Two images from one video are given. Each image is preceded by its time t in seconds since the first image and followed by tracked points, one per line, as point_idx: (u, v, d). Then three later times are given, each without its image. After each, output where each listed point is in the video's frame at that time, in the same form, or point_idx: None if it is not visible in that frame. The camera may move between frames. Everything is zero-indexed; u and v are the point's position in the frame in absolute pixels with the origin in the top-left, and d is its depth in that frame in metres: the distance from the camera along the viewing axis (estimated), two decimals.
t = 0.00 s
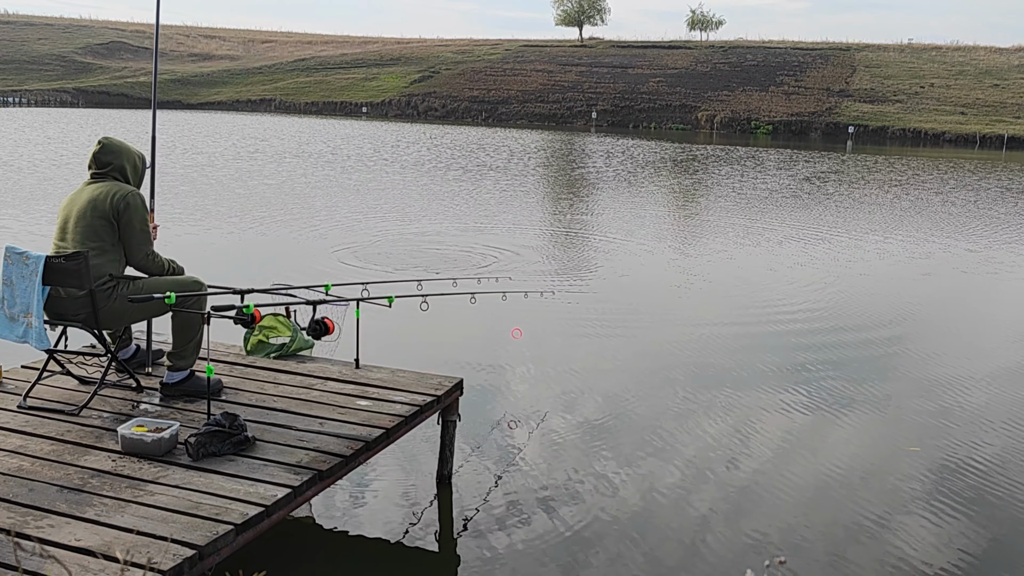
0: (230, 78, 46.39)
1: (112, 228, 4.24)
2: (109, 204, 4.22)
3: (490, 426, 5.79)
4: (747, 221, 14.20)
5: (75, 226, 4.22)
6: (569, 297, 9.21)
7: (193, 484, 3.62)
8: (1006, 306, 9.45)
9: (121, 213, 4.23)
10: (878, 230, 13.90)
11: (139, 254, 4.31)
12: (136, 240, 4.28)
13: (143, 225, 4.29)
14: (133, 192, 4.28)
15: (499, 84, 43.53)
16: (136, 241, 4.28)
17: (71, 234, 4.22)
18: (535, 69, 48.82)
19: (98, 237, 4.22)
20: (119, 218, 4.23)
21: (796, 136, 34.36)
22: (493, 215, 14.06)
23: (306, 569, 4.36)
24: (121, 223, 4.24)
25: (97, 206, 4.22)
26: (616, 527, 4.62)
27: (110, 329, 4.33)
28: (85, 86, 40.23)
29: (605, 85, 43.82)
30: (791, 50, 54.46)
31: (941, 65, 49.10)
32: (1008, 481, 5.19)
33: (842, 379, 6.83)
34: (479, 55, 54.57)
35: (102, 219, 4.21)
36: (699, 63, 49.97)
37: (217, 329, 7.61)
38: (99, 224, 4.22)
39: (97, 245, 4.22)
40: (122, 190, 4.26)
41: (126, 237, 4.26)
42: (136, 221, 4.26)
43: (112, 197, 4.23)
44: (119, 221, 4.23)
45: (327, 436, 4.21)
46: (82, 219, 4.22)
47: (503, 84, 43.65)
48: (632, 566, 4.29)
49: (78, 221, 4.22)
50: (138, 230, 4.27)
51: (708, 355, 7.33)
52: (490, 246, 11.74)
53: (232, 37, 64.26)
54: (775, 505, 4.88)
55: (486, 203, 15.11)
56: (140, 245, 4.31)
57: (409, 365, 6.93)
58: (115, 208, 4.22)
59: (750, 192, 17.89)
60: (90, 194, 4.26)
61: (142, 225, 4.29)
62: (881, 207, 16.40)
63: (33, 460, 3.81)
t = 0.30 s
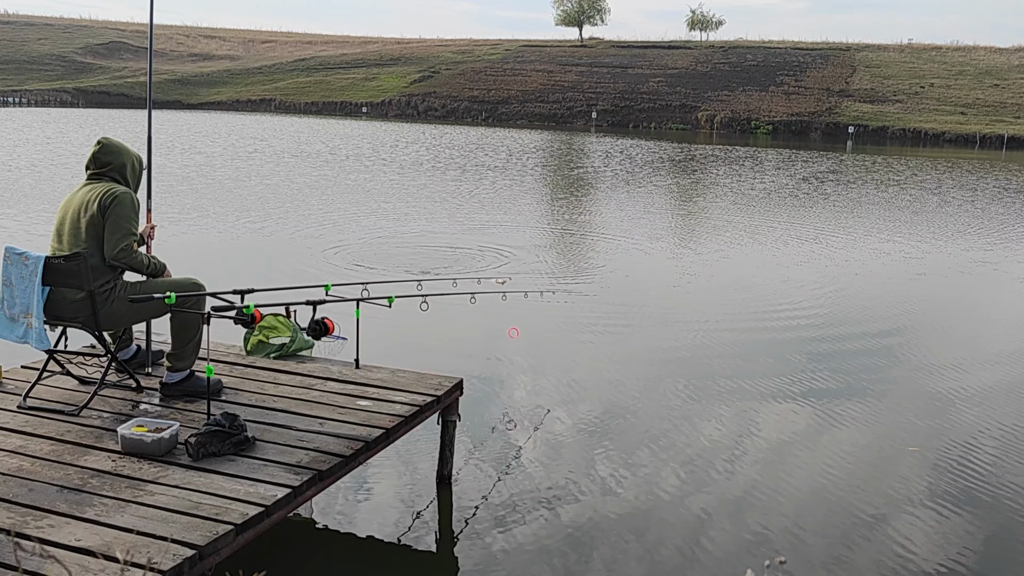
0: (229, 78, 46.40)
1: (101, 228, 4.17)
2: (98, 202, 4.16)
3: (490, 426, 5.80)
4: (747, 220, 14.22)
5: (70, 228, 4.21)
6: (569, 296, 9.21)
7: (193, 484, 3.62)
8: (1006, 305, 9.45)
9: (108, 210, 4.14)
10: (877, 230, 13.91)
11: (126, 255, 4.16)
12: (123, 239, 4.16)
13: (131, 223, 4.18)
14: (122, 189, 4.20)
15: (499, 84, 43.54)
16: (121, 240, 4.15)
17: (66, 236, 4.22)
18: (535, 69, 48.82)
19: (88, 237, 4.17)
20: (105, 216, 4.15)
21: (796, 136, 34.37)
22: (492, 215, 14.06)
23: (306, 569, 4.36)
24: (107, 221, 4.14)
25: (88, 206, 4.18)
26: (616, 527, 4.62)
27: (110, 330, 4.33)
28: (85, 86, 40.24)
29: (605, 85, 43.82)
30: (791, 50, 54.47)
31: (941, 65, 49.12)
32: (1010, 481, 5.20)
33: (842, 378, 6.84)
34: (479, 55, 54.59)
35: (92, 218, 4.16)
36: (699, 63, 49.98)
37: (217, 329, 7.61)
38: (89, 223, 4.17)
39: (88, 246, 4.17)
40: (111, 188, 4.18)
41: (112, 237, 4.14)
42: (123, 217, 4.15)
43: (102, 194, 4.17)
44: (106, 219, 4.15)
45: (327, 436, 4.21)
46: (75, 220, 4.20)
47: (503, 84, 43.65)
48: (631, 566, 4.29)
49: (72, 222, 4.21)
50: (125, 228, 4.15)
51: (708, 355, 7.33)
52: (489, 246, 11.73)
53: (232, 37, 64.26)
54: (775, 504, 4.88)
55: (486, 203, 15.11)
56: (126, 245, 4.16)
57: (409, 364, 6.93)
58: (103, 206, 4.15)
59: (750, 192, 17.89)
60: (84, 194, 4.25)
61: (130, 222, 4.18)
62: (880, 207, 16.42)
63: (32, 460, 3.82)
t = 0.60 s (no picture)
0: (230, 78, 46.40)
1: (107, 229, 4.21)
2: (105, 203, 4.19)
3: (490, 426, 5.80)
4: (747, 220, 14.21)
5: (71, 228, 4.22)
6: (569, 297, 9.22)
7: (193, 484, 3.62)
8: (1005, 305, 9.47)
9: (115, 212, 4.18)
10: (877, 230, 13.90)
11: (136, 256, 4.23)
12: (132, 241, 4.22)
13: (139, 224, 4.23)
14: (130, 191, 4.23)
15: (499, 84, 43.54)
16: (130, 242, 4.21)
17: (68, 236, 4.21)
18: (535, 69, 48.82)
19: (95, 238, 4.20)
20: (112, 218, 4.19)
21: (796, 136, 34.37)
22: (492, 215, 14.06)
23: (306, 569, 4.36)
24: (116, 223, 4.19)
25: (92, 206, 4.20)
26: (615, 527, 4.61)
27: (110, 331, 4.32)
28: (85, 86, 40.24)
29: (605, 85, 43.82)
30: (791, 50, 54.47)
31: (941, 65, 49.12)
32: (1010, 481, 5.21)
33: (841, 378, 6.85)
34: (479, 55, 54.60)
35: (99, 219, 4.19)
36: (699, 63, 49.98)
37: (217, 329, 7.62)
38: (95, 224, 4.20)
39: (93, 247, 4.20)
40: (118, 190, 4.21)
41: (122, 238, 4.20)
42: (131, 219, 4.19)
43: (108, 196, 4.20)
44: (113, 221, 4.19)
45: (326, 437, 4.21)
46: (79, 220, 4.21)
47: (503, 84, 43.64)
48: (631, 566, 4.29)
49: (75, 222, 4.22)
50: (133, 230, 4.21)
51: (709, 355, 7.34)
52: (489, 246, 11.73)
53: (232, 37, 64.28)
54: (775, 504, 4.88)
55: (486, 203, 15.11)
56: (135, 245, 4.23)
57: (409, 364, 6.94)
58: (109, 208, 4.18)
59: (750, 192, 17.89)
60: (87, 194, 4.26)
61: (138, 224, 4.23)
62: (880, 207, 16.42)
63: (32, 460, 3.82)
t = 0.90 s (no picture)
0: (230, 78, 46.40)
1: (108, 229, 4.21)
2: (106, 204, 4.20)
3: (490, 425, 5.80)
4: (747, 220, 14.23)
5: (71, 228, 4.20)
6: (569, 296, 9.23)
7: (193, 484, 3.62)
8: (1005, 305, 9.49)
9: (118, 213, 4.20)
10: (876, 230, 13.91)
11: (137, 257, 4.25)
12: (134, 242, 4.24)
13: (141, 226, 4.26)
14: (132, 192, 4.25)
15: (499, 83, 43.55)
16: (132, 243, 4.23)
17: (69, 236, 4.20)
18: (535, 70, 48.82)
19: (95, 238, 4.20)
20: (115, 218, 4.20)
21: (795, 136, 34.39)
22: (492, 215, 14.06)
23: (305, 569, 4.35)
24: (118, 223, 4.20)
25: (93, 206, 4.20)
26: (615, 527, 4.62)
27: (110, 331, 4.33)
28: (85, 86, 40.24)
29: (605, 85, 43.83)
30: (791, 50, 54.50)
31: (941, 65, 49.13)
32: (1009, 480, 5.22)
33: (840, 378, 6.86)
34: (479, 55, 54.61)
35: (100, 220, 4.19)
36: (699, 63, 49.99)
37: (217, 329, 7.62)
38: (96, 224, 4.19)
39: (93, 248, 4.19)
40: (121, 191, 4.22)
41: (123, 239, 4.22)
42: (133, 221, 4.21)
43: (110, 197, 4.21)
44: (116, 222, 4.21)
45: (326, 437, 4.21)
46: (79, 220, 4.20)
47: (503, 84, 43.67)
48: (630, 565, 4.29)
49: (75, 222, 4.20)
50: (135, 231, 4.23)
51: (709, 355, 7.34)
52: (488, 246, 11.73)
53: (232, 37, 64.29)
54: (775, 505, 4.89)
55: (485, 203, 15.11)
56: (137, 247, 4.25)
57: (409, 364, 6.95)
58: (111, 208, 4.20)
59: (750, 192, 17.89)
60: (88, 194, 4.25)
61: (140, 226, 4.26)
62: (880, 207, 16.43)
63: (32, 460, 3.82)
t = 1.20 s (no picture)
0: (229, 78, 46.41)
1: (100, 227, 4.19)
2: (96, 201, 4.17)
3: (489, 426, 5.80)
4: (746, 220, 14.23)
5: (65, 228, 4.21)
6: (569, 296, 9.22)
7: (193, 484, 3.62)
8: (1005, 305, 9.49)
9: (108, 208, 4.17)
10: (876, 230, 13.91)
11: (132, 256, 4.22)
12: (126, 238, 4.21)
13: (133, 221, 4.22)
14: (123, 188, 4.22)
15: (499, 83, 43.57)
16: (124, 238, 4.20)
17: (65, 236, 4.20)
18: (535, 70, 48.83)
19: (88, 236, 4.19)
20: (106, 214, 4.17)
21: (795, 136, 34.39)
22: (492, 214, 14.05)
23: (305, 570, 4.36)
24: (110, 220, 4.18)
25: (85, 205, 4.19)
26: (615, 528, 4.62)
27: (111, 331, 4.33)
28: (85, 86, 40.26)
29: (605, 85, 43.84)
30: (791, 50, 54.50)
31: (941, 65, 49.13)
32: (1008, 480, 5.22)
33: (838, 378, 6.85)
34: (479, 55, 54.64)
35: (92, 217, 4.18)
36: (699, 63, 50.01)
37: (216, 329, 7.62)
38: (87, 221, 4.18)
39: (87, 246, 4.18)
40: (111, 187, 4.20)
41: (117, 237, 4.19)
42: (124, 217, 4.18)
43: (102, 194, 4.19)
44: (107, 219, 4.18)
45: (326, 437, 4.21)
46: (72, 219, 4.20)
47: (503, 84, 43.67)
48: (629, 566, 4.29)
49: (68, 221, 4.20)
50: (127, 226, 4.19)
51: (707, 355, 7.34)
52: (488, 246, 11.73)
53: (232, 37, 64.33)
54: (773, 505, 4.88)
55: (485, 203, 15.10)
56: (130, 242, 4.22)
57: (409, 364, 6.95)
58: (101, 205, 4.17)
59: (750, 192, 17.89)
60: (81, 193, 4.25)
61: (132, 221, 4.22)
62: (880, 207, 16.42)
63: (32, 460, 3.82)
